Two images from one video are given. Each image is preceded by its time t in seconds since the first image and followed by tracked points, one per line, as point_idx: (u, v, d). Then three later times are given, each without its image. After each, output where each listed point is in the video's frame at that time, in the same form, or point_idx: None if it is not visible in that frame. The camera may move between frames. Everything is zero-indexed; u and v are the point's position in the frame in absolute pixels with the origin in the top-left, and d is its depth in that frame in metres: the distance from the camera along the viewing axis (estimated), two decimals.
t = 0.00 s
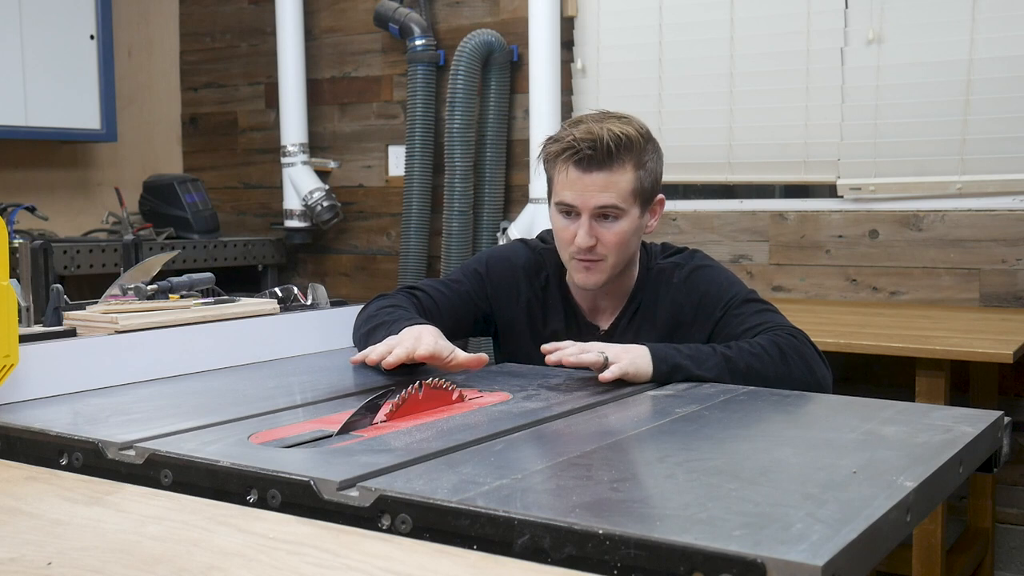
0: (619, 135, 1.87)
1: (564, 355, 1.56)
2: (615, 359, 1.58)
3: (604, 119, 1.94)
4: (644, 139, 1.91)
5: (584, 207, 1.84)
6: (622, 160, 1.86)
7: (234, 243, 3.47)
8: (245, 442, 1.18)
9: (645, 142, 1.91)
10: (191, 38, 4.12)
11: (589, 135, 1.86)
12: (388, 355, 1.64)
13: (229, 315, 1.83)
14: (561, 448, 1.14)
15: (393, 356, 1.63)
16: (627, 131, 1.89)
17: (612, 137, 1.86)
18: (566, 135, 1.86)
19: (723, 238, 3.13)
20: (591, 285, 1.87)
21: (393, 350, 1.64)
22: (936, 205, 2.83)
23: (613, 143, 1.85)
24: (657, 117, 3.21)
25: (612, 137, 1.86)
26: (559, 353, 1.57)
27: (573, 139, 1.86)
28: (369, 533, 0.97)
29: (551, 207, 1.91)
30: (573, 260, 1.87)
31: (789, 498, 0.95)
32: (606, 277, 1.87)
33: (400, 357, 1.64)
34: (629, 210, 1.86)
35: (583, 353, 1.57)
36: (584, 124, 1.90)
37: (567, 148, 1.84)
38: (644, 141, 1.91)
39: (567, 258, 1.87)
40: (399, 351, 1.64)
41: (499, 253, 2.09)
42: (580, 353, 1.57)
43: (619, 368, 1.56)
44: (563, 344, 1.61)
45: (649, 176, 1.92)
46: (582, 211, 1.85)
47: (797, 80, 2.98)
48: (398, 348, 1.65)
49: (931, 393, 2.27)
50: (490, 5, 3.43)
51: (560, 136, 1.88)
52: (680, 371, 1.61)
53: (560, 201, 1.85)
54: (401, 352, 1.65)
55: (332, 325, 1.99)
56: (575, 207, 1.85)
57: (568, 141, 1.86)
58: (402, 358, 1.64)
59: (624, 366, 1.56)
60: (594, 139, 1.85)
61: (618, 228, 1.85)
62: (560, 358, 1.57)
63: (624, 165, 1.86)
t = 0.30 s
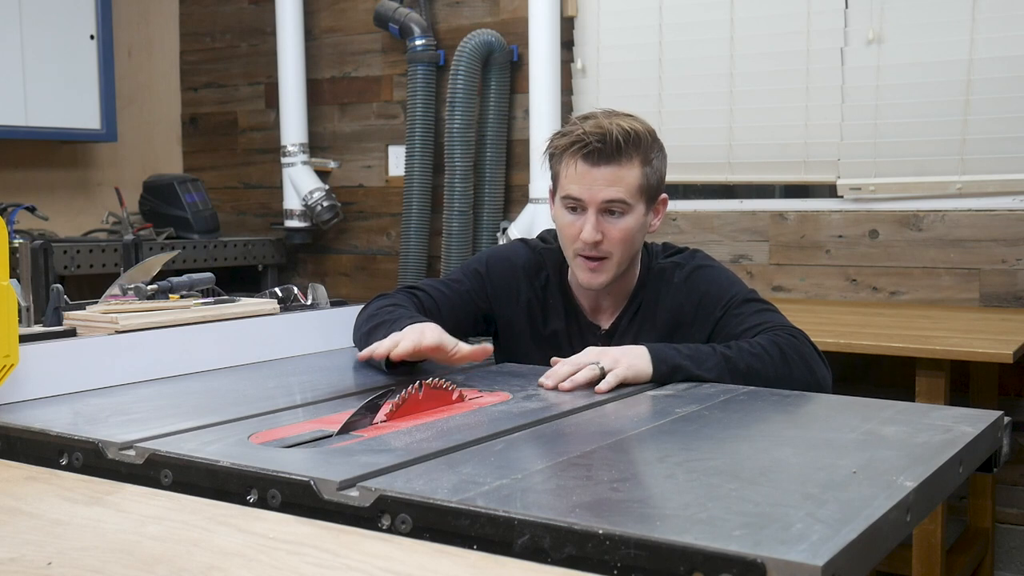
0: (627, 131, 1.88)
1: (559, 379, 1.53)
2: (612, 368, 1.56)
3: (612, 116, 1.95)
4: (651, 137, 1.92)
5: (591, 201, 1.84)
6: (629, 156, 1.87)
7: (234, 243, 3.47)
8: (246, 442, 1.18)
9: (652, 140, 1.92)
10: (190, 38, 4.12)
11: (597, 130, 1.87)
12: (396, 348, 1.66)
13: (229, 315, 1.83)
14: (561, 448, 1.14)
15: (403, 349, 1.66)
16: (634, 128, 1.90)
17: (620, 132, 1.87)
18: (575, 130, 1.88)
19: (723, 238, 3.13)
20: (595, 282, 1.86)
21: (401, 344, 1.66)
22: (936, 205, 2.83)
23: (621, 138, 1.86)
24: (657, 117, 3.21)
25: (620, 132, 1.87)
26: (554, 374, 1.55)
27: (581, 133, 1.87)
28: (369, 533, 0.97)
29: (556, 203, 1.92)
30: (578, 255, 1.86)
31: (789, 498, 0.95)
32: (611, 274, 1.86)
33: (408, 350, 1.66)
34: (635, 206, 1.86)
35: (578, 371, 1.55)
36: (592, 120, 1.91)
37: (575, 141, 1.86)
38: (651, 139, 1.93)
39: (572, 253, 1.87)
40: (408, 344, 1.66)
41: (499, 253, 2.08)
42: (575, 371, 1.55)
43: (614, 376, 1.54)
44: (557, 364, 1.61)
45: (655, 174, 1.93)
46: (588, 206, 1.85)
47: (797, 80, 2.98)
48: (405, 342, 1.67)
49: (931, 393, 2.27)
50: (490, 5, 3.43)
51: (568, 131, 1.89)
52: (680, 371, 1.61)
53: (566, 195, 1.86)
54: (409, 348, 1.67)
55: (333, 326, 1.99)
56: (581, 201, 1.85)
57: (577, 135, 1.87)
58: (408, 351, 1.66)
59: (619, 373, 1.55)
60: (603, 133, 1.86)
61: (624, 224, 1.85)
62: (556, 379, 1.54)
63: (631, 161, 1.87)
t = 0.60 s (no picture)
0: (635, 123, 1.89)
1: (559, 380, 1.53)
2: (611, 367, 1.57)
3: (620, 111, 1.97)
4: (659, 132, 1.93)
5: (597, 191, 1.85)
6: (637, 148, 1.88)
7: (234, 243, 3.47)
8: (245, 442, 1.18)
9: (660, 135, 1.93)
10: (190, 38, 4.12)
11: (606, 122, 1.89)
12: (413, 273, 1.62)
13: (230, 315, 1.83)
14: (561, 448, 1.14)
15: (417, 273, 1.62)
16: (643, 122, 1.91)
17: (628, 125, 1.89)
18: (584, 121, 1.89)
19: (723, 237, 3.13)
20: (598, 274, 1.85)
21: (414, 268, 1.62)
22: (936, 205, 2.83)
23: (629, 130, 1.87)
24: (657, 117, 3.21)
25: (627, 124, 1.88)
26: (554, 375, 1.55)
27: (589, 124, 1.88)
28: (369, 533, 0.97)
29: (562, 195, 1.92)
30: (581, 246, 1.86)
31: (790, 498, 0.95)
32: (614, 266, 1.86)
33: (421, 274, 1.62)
34: (640, 199, 1.86)
35: (578, 371, 1.55)
36: (601, 113, 1.93)
37: (584, 131, 1.87)
38: (659, 134, 1.93)
39: (575, 244, 1.87)
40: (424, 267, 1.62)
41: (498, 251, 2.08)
42: (574, 372, 1.55)
43: (614, 374, 1.55)
44: (556, 365, 1.61)
45: (661, 169, 1.93)
46: (594, 196, 1.85)
47: (797, 80, 2.98)
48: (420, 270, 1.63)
49: (931, 393, 2.27)
50: (490, 5, 3.43)
51: (577, 122, 1.91)
52: (680, 371, 1.61)
53: (573, 185, 1.86)
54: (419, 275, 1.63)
55: (333, 327, 1.99)
56: (587, 192, 1.86)
57: (585, 126, 1.89)
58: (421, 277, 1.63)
59: (619, 373, 1.55)
60: (611, 125, 1.88)
61: (629, 216, 1.85)
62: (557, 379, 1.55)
63: (639, 154, 1.88)
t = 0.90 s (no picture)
0: (635, 120, 1.88)
1: (559, 380, 1.53)
2: (610, 367, 1.57)
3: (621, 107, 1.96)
4: (660, 128, 1.93)
5: (597, 188, 1.85)
6: (637, 144, 1.87)
7: (234, 243, 3.47)
8: (245, 442, 1.18)
9: (660, 131, 1.93)
10: (190, 38, 4.12)
11: (606, 118, 1.88)
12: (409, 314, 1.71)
13: (230, 315, 1.83)
14: (561, 448, 1.14)
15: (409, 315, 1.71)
16: (643, 117, 1.91)
17: (629, 121, 1.88)
18: (581, 118, 1.88)
19: (723, 237, 3.13)
20: (599, 270, 1.86)
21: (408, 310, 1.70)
22: (936, 205, 2.83)
23: (629, 127, 1.86)
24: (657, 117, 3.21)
25: (628, 121, 1.87)
26: (553, 375, 1.54)
27: (589, 120, 1.88)
28: (369, 533, 0.97)
29: (563, 191, 1.92)
30: (582, 243, 1.86)
31: (790, 498, 0.95)
32: (615, 262, 1.86)
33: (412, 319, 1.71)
34: (640, 195, 1.87)
35: (577, 371, 1.55)
36: (602, 109, 1.92)
37: (582, 127, 1.86)
38: (660, 130, 1.93)
39: (576, 240, 1.87)
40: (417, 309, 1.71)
41: (499, 250, 2.08)
42: (574, 372, 1.55)
43: (614, 374, 1.54)
44: (557, 364, 1.61)
45: (662, 165, 1.93)
46: (594, 193, 1.85)
47: (797, 80, 2.98)
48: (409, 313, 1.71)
49: (931, 393, 2.27)
50: (490, 5, 3.43)
51: (576, 119, 1.90)
52: (680, 371, 1.61)
53: (573, 182, 1.87)
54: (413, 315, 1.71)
55: (333, 327, 1.99)
56: (587, 189, 1.86)
57: (583, 123, 1.87)
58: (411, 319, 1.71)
59: (619, 373, 1.55)
60: (611, 122, 1.86)
61: (629, 213, 1.86)
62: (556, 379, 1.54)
63: (639, 150, 1.88)
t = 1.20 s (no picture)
0: (637, 126, 1.88)
1: (558, 379, 1.53)
2: (609, 368, 1.56)
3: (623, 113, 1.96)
4: (661, 135, 1.93)
5: (597, 195, 1.85)
6: (638, 151, 1.88)
7: (234, 243, 3.47)
8: (245, 442, 1.18)
9: (662, 138, 1.93)
10: (190, 38, 4.12)
11: (607, 125, 1.88)
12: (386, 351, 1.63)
13: (230, 315, 1.83)
14: (560, 448, 1.14)
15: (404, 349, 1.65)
16: (645, 124, 1.90)
17: (630, 127, 1.88)
18: (583, 123, 1.88)
19: (723, 237, 3.13)
20: (599, 277, 1.86)
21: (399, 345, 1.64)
22: (936, 205, 2.83)
23: (631, 134, 1.86)
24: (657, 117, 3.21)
25: (629, 128, 1.88)
26: (552, 375, 1.54)
27: (590, 127, 1.88)
28: (369, 533, 0.97)
29: (563, 197, 1.92)
30: (582, 249, 1.86)
31: (789, 498, 0.95)
32: (615, 269, 1.86)
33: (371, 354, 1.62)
34: (642, 203, 1.86)
35: (576, 371, 1.55)
36: (603, 115, 1.92)
37: (584, 134, 1.86)
38: (661, 137, 1.93)
39: (576, 247, 1.87)
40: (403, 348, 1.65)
41: (502, 253, 2.06)
42: (573, 371, 1.55)
43: (613, 375, 1.54)
44: (556, 365, 1.61)
45: (662, 173, 1.93)
46: (594, 199, 1.85)
47: (797, 80, 2.98)
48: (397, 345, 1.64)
49: (931, 393, 2.27)
50: (490, 5, 3.43)
51: (578, 125, 1.90)
52: (680, 371, 1.61)
53: (574, 188, 1.86)
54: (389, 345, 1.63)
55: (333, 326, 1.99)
56: (588, 195, 1.86)
57: (585, 128, 1.88)
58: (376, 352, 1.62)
59: (619, 373, 1.55)
60: (612, 128, 1.87)
61: (630, 219, 1.85)
62: (554, 379, 1.54)
63: (640, 157, 1.88)
